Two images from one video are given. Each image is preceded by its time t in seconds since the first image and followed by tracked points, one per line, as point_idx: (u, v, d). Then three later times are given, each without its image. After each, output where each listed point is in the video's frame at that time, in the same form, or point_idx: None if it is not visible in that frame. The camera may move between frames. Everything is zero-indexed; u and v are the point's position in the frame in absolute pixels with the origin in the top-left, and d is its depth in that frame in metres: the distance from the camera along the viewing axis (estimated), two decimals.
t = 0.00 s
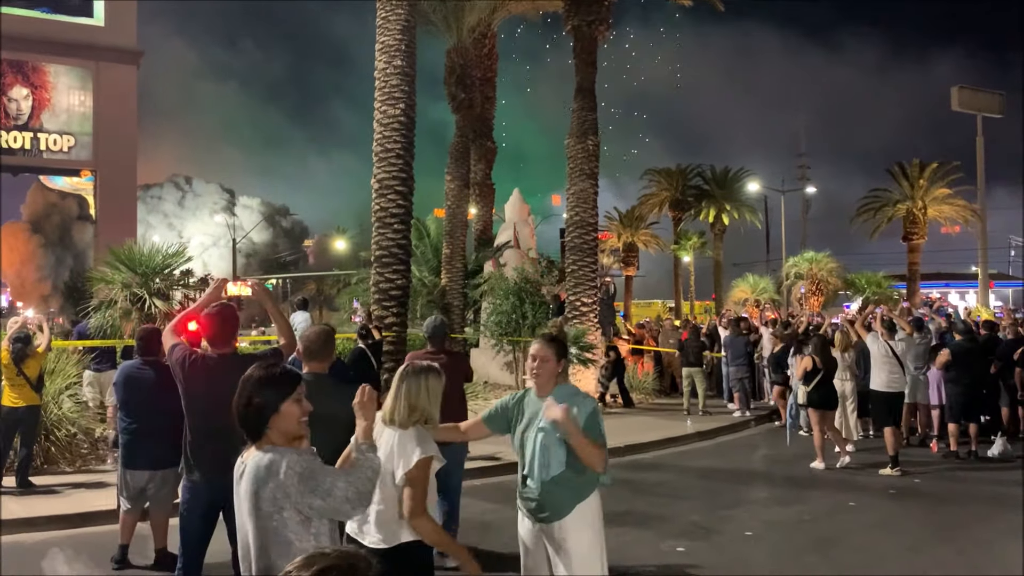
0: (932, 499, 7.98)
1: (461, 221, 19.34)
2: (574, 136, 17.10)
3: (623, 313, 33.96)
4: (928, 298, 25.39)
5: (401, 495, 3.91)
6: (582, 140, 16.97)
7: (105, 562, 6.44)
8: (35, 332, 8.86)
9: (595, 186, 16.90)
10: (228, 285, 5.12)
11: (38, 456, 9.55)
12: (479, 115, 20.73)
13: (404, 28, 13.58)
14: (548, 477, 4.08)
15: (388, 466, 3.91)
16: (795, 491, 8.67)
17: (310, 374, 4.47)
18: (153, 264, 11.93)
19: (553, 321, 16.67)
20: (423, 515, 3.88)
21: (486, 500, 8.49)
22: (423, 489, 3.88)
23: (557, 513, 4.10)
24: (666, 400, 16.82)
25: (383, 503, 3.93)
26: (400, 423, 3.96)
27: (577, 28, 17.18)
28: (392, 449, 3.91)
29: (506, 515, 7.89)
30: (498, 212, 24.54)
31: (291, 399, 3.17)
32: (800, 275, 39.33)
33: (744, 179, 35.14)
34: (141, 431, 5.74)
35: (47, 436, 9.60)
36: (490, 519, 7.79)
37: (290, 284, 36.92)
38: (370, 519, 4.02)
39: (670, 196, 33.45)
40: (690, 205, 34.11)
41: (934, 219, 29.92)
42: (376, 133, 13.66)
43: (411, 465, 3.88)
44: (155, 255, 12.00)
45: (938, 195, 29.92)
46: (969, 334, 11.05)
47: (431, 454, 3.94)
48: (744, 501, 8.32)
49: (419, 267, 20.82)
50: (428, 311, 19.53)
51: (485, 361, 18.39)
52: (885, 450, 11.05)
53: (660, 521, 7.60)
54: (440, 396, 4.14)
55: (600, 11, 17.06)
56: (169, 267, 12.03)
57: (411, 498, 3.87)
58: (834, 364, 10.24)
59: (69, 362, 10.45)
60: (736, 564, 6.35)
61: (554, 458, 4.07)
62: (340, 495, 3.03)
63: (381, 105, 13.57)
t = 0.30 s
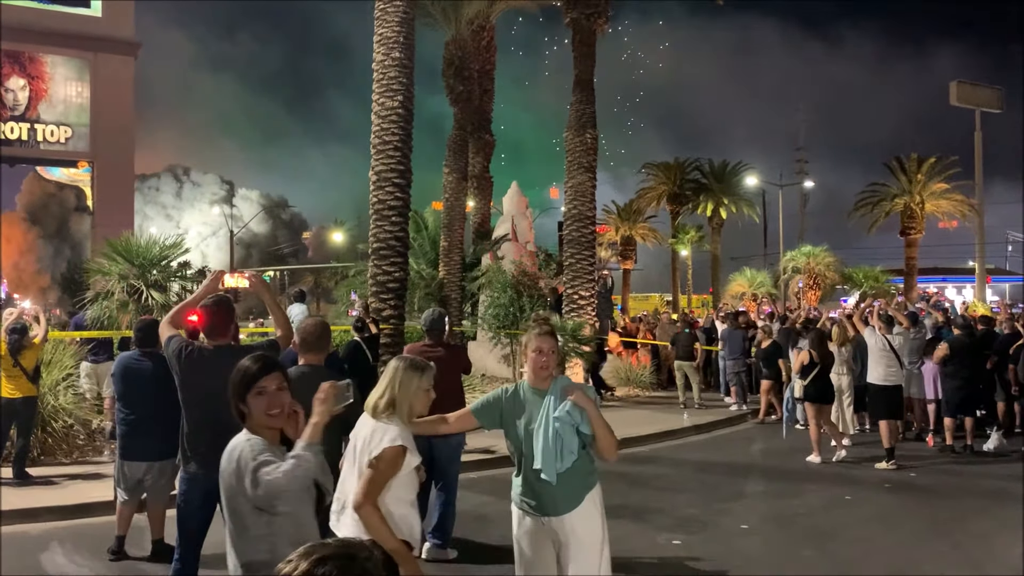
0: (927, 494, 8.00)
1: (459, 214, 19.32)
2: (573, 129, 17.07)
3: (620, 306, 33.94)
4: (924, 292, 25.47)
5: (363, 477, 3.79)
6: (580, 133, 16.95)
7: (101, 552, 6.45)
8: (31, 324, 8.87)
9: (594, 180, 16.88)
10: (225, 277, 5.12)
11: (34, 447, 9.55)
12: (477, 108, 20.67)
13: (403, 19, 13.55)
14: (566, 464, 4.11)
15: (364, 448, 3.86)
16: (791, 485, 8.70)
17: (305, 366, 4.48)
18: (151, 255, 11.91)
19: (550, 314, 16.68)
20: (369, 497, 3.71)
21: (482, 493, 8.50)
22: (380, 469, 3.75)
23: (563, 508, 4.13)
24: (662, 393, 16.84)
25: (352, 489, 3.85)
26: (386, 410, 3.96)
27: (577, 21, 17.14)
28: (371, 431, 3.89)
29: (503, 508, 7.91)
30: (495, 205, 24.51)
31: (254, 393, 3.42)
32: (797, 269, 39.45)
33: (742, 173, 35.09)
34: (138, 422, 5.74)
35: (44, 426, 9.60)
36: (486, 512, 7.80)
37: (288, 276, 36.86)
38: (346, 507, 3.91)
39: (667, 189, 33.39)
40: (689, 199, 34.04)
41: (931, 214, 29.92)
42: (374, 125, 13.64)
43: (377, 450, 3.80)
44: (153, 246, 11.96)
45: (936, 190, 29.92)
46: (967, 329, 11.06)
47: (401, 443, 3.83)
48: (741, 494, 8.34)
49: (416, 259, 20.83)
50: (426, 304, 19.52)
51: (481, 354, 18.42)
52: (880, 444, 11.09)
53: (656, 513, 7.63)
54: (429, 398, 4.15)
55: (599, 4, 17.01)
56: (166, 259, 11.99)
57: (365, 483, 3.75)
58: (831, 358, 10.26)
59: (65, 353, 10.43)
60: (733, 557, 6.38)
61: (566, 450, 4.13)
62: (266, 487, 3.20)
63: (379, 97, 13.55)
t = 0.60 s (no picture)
0: (920, 485, 8.04)
1: (453, 208, 19.29)
2: (566, 123, 17.05)
3: (615, 300, 33.93)
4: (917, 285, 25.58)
5: (355, 476, 3.70)
6: (574, 127, 16.92)
7: (95, 546, 6.45)
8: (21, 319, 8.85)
9: (588, 173, 16.87)
10: (216, 271, 5.09)
11: (27, 442, 9.52)
12: (471, 101, 20.61)
13: (396, 13, 13.51)
14: (565, 455, 4.11)
15: (359, 443, 3.83)
16: (784, 477, 8.73)
17: (296, 359, 4.46)
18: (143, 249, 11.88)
19: (545, 308, 16.69)
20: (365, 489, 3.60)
21: (476, 487, 8.52)
22: (377, 461, 3.68)
23: (556, 502, 4.14)
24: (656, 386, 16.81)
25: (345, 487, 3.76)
26: (385, 406, 3.97)
27: (570, 14, 17.10)
28: (367, 426, 3.87)
29: (497, 501, 7.92)
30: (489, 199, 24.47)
31: (238, 378, 3.42)
32: (792, 263, 39.54)
33: (736, 166, 35.11)
34: (129, 416, 5.72)
35: (36, 421, 9.59)
36: (480, 505, 7.82)
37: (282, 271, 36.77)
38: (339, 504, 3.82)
39: (662, 183, 33.37)
40: (683, 193, 34.04)
41: (925, 207, 30.00)
42: (367, 118, 13.60)
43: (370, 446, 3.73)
44: (145, 240, 12.05)
45: (930, 183, 29.99)
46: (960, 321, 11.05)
47: (394, 440, 3.75)
48: (734, 486, 8.37)
49: (411, 254, 20.83)
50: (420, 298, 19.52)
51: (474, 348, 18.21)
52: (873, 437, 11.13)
53: (650, 506, 7.65)
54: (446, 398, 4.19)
55: None
56: (159, 253, 12.09)
57: (357, 484, 3.62)
58: (825, 351, 10.27)
59: (58, 348, 10.40)
60: (725, 549, 6.39)
61: (564, 441, 4.13)
62: (202, 478, 3.27)
63: (372, 90, 13.50)
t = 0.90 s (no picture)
0: (914, 475, 8.05)
1: (446, 205, 19.24)
2: (558, 118, 17.03)
3: (610, 294, 33.91)
4: (910, 275, 25.70)
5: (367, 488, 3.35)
6: (566, 121, 16.89)
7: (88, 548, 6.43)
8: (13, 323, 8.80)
9: (580, 168, 16.86)
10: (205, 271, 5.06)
11: (20, 446, 9.49)
12: (462, 98, 20.56)
13: (385, 10, 13.46)
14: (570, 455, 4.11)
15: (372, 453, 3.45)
16: (780, 469, 8.74)
17: (286, 358, 4.45)
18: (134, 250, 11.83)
19: (539, 304, 16.68)
20: (374, 506, 3.26)
21: (472, 483, 8.51)
22: (384, 473, 3.30)
23: (552, 502, 4.13)
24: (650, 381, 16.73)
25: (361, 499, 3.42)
26: (397, 412, 3.55)
27: (560, 9, 17.07)
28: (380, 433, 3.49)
29: (492, 498, 7.92)
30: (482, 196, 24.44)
31: (206, 379, 3.44)
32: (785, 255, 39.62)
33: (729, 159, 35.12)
34: (121, 418, 5.69)
35: (30, 425, 9.57)
36: (475, 502, 7.82)
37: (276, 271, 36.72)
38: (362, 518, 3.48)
39: (654, 177, 33.37)
40: (676, 186, 34.03)
41: (917, 197, 30.08)
42: (357, 116, 13.57)
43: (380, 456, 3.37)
44: (137, 241, 11.98)
45: (921, 173, 30.07)
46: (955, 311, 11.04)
47: (404, 448, 3.35)
48: (730, 479, 8.38)
49: (404, 251, 20.83)
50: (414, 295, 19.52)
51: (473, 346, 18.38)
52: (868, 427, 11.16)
53: (645, 500, 7.66)
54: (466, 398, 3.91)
55: None
56: (150, 254, 12.00)
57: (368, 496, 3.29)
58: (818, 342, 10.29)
59: (51, 351, 10.32)
60: (720, 542, 6.40)
61: (569, 440, 4.14)
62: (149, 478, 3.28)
63: (362, 88, 13.48)
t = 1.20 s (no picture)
0: (914, 466, 8.05)
1: (440, 206, 19.19)
2: (550, 116, 17.00)
3: (607, 292, 33.89)
4: (906, 265, 25.77)
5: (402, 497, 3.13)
6: (558, 120, 16.86)
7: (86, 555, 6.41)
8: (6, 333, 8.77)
9: (573, 166, 16.85)
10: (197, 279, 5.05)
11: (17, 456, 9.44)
12: (454, 98, 20.51)
13: (374, 11, 13.42)
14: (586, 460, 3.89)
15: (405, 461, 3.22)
16: (779, 462, 8.74)
17: (280, 363, 4.43)
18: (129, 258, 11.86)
19: (535, 303, 16.69)
20: (407, 519, 3.03)
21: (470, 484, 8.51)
22: (418, 487, 3.07)
23: (559, 510, 3.90)
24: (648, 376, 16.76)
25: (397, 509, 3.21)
26: (429, 418, 3.30)
27: (550, 8, 17.05)
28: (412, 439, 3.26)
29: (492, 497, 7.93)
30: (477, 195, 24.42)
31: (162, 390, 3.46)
32: (781, 248, 39.67)
33: (723, 154, 35.13)
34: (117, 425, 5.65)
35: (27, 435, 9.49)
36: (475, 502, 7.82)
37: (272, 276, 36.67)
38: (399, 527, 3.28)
39: (649, 174, 33.34)
40: (670, 182, 34.01)
41: (911, 188, 30.14)
42: (349, 119, 13.56)
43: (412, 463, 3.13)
44: (130, 249, 12.12)
45: (915, 164, 30.15)
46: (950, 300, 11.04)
47: (436, 455, 3.11)
48: (730, 474, 8.38)
49: (399, 253, 20.83)
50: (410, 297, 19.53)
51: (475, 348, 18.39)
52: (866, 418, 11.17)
53: (646, 497, 7.66)
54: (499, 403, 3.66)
55: None
56: (145, 262, 12.17)
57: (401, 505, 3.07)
58: (815, 335, 10.30)
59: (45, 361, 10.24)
60: (721, 536, 6.40)
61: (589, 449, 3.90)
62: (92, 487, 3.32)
63: (353, 91, 13.47)
